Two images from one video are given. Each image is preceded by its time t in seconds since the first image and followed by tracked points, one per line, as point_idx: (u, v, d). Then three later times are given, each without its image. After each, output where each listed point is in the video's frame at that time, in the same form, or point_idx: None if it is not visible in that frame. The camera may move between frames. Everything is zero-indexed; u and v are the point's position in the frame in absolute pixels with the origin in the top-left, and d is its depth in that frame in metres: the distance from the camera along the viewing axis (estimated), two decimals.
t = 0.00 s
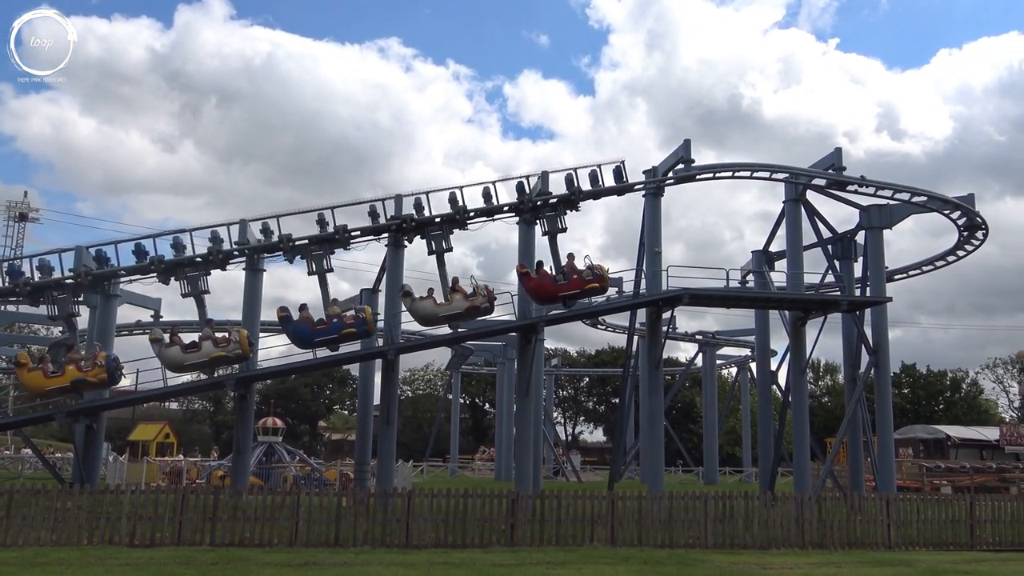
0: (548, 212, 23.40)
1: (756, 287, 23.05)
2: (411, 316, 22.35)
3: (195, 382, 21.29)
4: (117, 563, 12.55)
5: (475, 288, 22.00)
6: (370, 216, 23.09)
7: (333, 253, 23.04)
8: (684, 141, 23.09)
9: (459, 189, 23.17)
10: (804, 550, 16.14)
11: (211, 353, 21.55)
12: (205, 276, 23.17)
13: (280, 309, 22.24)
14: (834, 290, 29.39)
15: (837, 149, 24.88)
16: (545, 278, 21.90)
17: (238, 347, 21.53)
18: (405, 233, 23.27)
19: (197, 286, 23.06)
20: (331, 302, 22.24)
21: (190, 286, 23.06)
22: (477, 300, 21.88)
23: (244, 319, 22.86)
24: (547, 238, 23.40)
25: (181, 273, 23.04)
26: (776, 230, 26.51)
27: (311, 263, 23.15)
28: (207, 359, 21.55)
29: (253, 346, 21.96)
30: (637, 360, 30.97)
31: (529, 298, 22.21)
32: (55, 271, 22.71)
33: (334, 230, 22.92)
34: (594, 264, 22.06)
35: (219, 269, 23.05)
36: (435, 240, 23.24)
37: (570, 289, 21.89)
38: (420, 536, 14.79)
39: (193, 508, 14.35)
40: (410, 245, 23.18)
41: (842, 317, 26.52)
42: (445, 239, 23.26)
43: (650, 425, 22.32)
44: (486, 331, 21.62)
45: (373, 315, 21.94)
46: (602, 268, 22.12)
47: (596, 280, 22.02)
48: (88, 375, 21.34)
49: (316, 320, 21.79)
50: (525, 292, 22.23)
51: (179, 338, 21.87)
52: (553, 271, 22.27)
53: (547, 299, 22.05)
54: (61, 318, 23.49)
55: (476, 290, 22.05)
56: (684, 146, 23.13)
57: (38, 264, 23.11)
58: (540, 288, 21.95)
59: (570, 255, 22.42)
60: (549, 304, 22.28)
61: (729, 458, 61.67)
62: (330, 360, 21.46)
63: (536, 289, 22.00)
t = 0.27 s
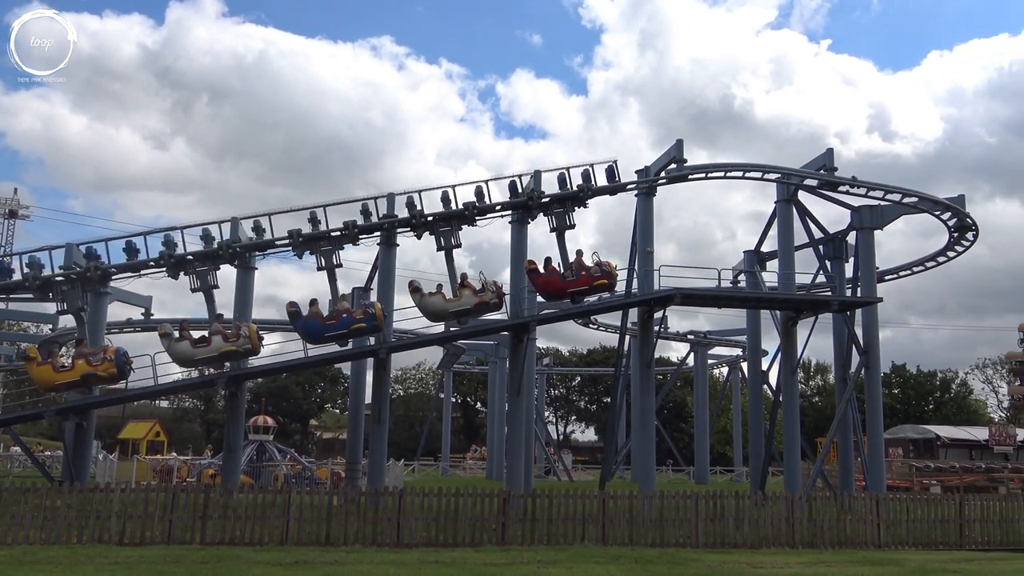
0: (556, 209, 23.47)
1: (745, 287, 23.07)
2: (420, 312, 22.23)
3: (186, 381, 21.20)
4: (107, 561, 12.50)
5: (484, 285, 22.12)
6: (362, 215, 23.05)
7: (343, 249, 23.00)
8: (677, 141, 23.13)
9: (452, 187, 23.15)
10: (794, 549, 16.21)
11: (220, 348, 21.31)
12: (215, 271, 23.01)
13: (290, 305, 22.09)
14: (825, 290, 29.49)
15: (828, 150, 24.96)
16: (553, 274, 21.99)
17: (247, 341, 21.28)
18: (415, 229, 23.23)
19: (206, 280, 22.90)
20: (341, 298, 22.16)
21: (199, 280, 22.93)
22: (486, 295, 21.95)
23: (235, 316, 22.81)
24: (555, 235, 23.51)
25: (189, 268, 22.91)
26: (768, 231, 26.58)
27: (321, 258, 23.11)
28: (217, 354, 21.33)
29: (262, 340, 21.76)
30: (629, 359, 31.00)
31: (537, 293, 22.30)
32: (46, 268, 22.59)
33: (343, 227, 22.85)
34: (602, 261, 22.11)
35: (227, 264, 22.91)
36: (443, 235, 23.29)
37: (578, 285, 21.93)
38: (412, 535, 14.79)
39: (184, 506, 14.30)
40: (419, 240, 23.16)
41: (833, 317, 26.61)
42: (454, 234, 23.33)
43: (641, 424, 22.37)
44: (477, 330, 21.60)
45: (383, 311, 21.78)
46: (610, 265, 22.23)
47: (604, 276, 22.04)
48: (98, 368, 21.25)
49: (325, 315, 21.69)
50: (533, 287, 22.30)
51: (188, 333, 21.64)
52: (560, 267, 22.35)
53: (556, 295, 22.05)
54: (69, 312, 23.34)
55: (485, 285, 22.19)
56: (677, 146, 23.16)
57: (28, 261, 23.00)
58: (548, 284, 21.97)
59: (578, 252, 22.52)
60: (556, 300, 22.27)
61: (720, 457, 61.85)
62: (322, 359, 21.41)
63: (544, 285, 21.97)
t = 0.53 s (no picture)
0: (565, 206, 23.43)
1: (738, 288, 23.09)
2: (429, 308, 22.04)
3: (178, 381, 21.14)
4: (101, 562, 12.45)
5: (493, 281, 21.98)
6: (356, 215, 23.01)
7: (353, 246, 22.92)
8: (671, 141, 23.15)
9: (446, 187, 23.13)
10: (788, 548, 16.25)
11: (231, 345, 21.33)
12: (225, 268, 23.00)
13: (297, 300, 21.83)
14: (819, 290, 29.57)
15: (822, 150, 25.02)
16: (562, 271, 22.05)
17: (258, 338, 21.34)
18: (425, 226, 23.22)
19: (216, 278, 22.89)
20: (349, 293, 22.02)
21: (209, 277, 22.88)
22: (496, 292, 21.83)
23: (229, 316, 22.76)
24: (563, 232, 23.42)
25: (200, 265, 22.89)
26: (762, 230, 26.62)
27: (331, 256, 23.03)
28: (227, 351, 21.36)
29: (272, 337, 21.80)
30: (623, 358, 31.00)
31: (546, 290, 22.39)
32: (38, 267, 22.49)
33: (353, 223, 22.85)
34: (611, 258, 22.06)
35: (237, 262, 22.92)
36: (452, 232, 23.23)
37: (587, 282, 21.94)
38: (406, 535, 14.78)
39: (177, 507, 14.25)
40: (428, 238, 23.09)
41: (827, 317, 26.67)
42: (463, 232, 23.26)
43: (636, 424, 22.38)
44: (472, 330, 21.59)
45: (393, 307, 21.75)
46: (619, 262, 22.15)
47: (613, 273, 21.99)
48: (108, 366, 21.15)
49: (335, 311, 21.60)
50: (542, 283, 22.43)
51: (199, 330, 21.64)
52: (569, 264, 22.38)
53: (565, 292, 22.12)
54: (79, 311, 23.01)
55: (494, 282, 22.00)
56: (671, 146, 23.19)
57: (20, 261, 22.92)
58: (556, 281, 22.07)
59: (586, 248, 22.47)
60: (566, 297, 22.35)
61: (715, 457, 61.97)
62: (316, 359, 21.38)
63: (553, 282, 22.11)
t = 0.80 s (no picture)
0: (576, 203, 23.50)
1: (734, 288, 23.12)
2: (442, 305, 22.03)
3: (173, 381, 21.11)
4: (96, 561, 12.42)
5: (506, 278, 21.99)
6: (352, 214, 23.00)
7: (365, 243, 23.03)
8: (667, 141, 23.19)
9: (442, 186, 23.15)
10: (783, 548, 16.28)
11: (246, 341, 21.29)
12: (239, 264, 22.98)
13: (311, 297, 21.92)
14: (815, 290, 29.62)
15: (818, 150, 25.06)
16: (575, 268, 21.91)
17: (272, 334, 21.29)
18: (437, 223, 23.24)
19: (229, 275, 22.92)
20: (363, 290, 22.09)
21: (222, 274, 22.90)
22: (509, 289, 21.89)
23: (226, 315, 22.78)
24: (574, 229, 23.54)
25: (213, 261, 22.81)
26: (758, 231, 26.66)
27: (344, 252, 23.13)
28: (242, 347, 21.30)
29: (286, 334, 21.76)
30: (619, 358, 31.01)
31: (558, 287, 22.26)
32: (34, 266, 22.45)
33: (367, 219, 22.91)
34: (623, 256, 22.05)
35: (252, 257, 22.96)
36: (465, 229, 23.26)
37: (599, 279, 21.90)
38: (402, 535, 14.77)
39: (172, 506, 14.23)
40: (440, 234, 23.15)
41: (823, 317, 26.71)
42: (475, 228, 23.28)
43: (632, 424, 22.39)
44: (469, 329, 21.58)
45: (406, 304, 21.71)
46: (631, 260, 22.18)
47: (626, 271, 22.01)
48: (123, 362, 21.17)
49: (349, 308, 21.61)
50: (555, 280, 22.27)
51: (214, 326, 21.60)
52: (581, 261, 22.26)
53: (577, 289, 22.00)
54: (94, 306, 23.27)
55: (507, 278, 21.99)
56: (667, 146, 23.21)
57: (15, 259, 22.86)
58: (569, 278, 21.92)
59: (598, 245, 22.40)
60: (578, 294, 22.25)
61: (710, 457, 62.07)
62: (312, 358, 21.35)
63: (566, 279, 21.95)
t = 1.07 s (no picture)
0: (589, 201, 23.54)
1: (731, 288, 23.16)
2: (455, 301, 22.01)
3: (169, 381, 21.07)
4: (92, 561, 12.41)
5: (520, 274, 21.99)
6: (349, 213, 22.99)
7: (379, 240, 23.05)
8: (664, 141, 23.21)
9: (439, 186, 23.15)
10: (780, 548, 16.31)
11: (262, 338, 21.26)
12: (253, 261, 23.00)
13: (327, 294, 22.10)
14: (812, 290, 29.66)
15: (814, 150, 25.09)
16: (588, 265, 21.88)
17: (288, 331, 21.35)
18: (450, 220, 23.24)
19: (243, 271, 22.90)
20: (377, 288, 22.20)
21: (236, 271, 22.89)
22: (523, 286, 21.84)
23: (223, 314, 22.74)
24: (587, 227, 23.57)
25: (227, 258, 22.81)
26: (755, 231, 26.69)
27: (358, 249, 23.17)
28: (258, 343, 21.28)
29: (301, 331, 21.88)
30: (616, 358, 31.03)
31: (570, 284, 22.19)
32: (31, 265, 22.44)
33: (380, 217, 22.89)
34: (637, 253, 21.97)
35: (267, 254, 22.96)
36: (478, 226, 23.26)
37: (613, 276, 21.84)
38: (399, 534, 14.77)
39: (169, 506, 14.23)
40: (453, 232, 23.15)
41: (820, 317, 26.75)
42: (489, 225, 23.29)
43: (629, 424, 22.41)
44: (466, 329, 21.59)
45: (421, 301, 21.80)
46: (644, 257, 22.07)
47: (639, 267, 21.95)
48: (140, 359, 21.06)
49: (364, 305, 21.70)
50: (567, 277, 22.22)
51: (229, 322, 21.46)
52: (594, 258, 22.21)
53: (590, 285, 21.96)
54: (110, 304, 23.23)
55: (521, 275, 21.98)
56: (664, 146, 23.23)
57: (12, 259, 22.83)
58: (582, 275, 21.89)
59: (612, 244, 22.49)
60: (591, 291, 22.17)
61: (707, 456, 62.13)
62: (309, 358, 21.34)
63: (579, 276, 21.91)
